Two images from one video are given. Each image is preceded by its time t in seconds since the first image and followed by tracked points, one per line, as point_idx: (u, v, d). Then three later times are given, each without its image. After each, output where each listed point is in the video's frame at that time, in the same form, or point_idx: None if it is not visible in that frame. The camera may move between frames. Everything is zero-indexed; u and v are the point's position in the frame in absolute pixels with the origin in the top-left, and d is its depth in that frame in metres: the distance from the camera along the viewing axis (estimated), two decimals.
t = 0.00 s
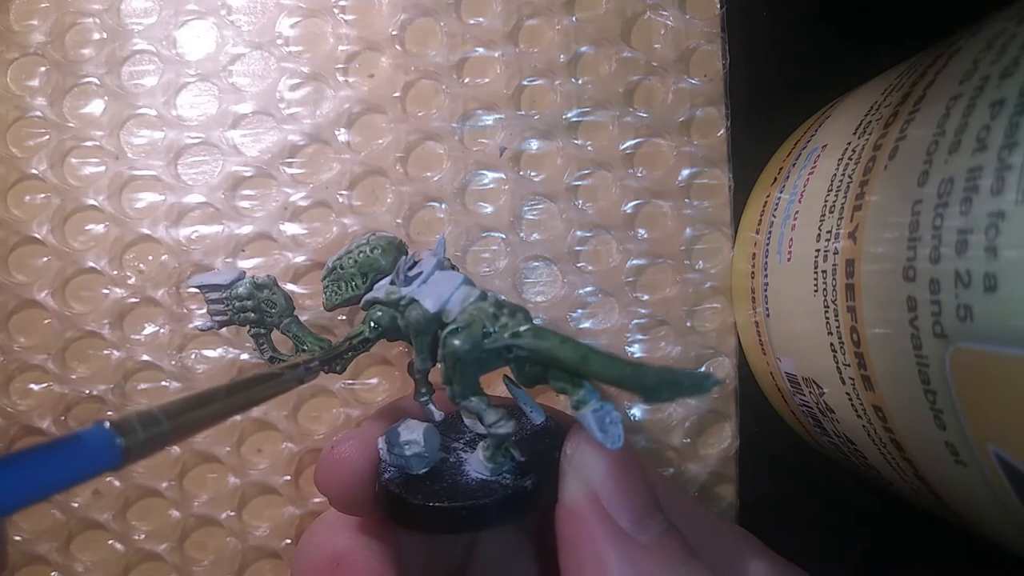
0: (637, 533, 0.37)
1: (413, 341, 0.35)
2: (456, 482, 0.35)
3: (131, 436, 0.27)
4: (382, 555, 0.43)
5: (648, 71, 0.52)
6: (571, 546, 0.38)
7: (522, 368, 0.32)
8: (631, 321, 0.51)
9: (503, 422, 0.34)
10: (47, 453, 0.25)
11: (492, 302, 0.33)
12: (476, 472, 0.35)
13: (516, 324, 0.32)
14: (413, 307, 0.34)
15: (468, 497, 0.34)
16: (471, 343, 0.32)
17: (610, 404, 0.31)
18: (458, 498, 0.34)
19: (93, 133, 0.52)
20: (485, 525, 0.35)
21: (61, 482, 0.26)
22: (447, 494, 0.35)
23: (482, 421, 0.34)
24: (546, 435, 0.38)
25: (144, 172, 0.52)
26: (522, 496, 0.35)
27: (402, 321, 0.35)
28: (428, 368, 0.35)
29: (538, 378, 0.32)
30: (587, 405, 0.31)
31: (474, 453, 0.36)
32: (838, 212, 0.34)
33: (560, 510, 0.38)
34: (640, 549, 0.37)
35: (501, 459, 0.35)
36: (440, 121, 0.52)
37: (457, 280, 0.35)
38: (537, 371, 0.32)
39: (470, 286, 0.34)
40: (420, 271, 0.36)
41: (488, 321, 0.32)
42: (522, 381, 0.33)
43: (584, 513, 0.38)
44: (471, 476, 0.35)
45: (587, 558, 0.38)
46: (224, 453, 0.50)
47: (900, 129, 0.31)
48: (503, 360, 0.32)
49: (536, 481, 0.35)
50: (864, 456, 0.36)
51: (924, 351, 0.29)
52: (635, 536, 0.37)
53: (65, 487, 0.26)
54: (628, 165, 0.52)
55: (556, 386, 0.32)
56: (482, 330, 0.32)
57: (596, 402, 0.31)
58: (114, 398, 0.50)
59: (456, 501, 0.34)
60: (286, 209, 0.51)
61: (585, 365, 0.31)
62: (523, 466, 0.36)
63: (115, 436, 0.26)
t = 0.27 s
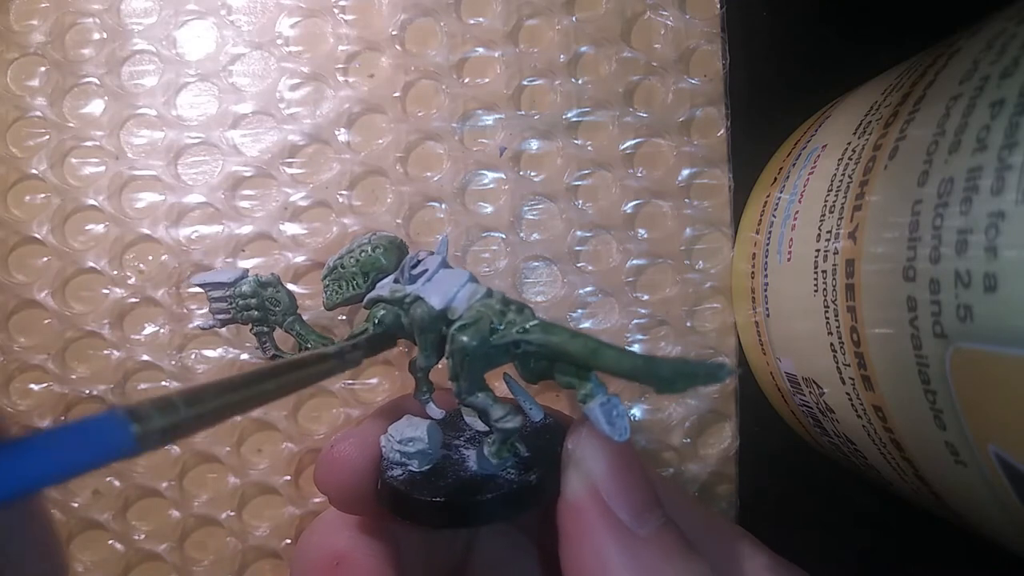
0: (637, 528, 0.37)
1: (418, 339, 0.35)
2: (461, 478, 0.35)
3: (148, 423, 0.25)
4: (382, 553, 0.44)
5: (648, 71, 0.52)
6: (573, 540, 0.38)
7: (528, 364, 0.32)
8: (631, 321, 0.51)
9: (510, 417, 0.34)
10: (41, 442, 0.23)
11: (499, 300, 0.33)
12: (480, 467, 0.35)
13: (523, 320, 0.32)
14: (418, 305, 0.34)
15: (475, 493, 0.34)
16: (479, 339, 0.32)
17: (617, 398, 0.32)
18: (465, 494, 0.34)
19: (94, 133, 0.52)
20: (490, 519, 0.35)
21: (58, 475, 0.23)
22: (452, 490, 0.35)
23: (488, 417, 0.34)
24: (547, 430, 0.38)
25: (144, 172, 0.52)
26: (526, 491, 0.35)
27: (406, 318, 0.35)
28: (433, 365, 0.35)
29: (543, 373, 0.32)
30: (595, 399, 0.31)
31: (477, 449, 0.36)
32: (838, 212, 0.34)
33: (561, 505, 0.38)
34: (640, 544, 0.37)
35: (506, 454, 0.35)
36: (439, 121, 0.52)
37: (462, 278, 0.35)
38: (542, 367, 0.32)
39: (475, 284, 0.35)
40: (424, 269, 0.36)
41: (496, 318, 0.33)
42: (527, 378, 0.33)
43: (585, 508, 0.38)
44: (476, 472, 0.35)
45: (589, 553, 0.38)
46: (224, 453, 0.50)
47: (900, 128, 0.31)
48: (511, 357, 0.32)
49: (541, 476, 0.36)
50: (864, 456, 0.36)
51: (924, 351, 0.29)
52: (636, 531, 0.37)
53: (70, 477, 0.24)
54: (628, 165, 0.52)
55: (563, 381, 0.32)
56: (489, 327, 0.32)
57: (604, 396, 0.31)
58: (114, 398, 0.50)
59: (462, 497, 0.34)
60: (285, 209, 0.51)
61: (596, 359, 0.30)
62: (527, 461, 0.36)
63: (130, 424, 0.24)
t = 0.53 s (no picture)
0: (637, 526, 0.37)
1: (421, 342, 0.35)
2: (465, 479, 0.35)
3: (192, 434, 0.29)
4: (381, 553, 0.44)
5: (648, 71, 0.52)
6: (575, 539, 0.38)
7: (533, 365, 0.32)
8: (631, 321, 0.51)
9: (515, 417, 0.34)
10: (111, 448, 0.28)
11: (503, 301, 0.34)
12: (484, 467, 0.35)
13: (529, 321, 0.32)
14: (422, 307, 0.34)
15: (480, 493, 0.34)
16: (486, 340, 0.32)
17: (622, 396, 0.32)
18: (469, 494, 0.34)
19: (94, 133, 0.52)
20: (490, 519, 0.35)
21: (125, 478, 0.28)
22: (456, 490, 0.35)
23: (494, 417, 0.34)
24: (547, 431, 0.38)
25: (144, 172, 0.52)
26: (530, 492, 0.35)
27: (409, 321, 0.35)
28: (436, 367, 0.35)
29: (547, 373, 0.33)
30: (601, 397, 0.31)
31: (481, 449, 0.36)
32: (838, 212, 0.34)
33: (563, 505, 0.38)
34: (641, 542, 0.37)
35: (510, 454, 0.35)
36: (440, 121, 0.52)
37: (466, 280, 0.35)
38: (546, 367, 0.32)
39: (479, 286, 0.35)
40: (427, 272, 0.36)
41: (502, 319, 0.33)
42: (530, 378, 0.33)
43: (587, 507, 0.38)
44: (480, 472, 0.35)
45: (591, 552, 0.38)
46: (224, 454, 0.50)
47: (899, 129, 0.31)
48: (518, 357, 0.32)
49: (546, 475, 0.36)
50: (863, 456, 0.36)
51: (924, 351, 0.29)
52: (636, 530, 0.37)
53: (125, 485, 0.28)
54: (628, 165, 0.52)
55: (568, 380, 0.32)
56: (495, 328, 0.32)
57: (609, 394, 0.31)
58: (114, 398, 0.50)
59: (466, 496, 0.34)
60: (285, 209, 0.51)
61: (605, 358, 0.31)
62: (530, 461, 0.36)
63: (177, 436, 0.29)
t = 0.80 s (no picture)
0: (634, 529, 0.37)
1: (419, 346, 0.35)
2: (463, 482, 0.35)
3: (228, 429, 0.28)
4: (380, 556, 0.44)
5: (648, 71, 0.52)
6: (572, 544, 0.38)
7: (531, 369, 0.32)
8: (631, 321, 0.51)
9: (514, 421, 0.34)
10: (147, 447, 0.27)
11: (500, 305, 0.34)
12: (483, 471, 0.35)
13: (528, 325, 0.32)
14: (419, 311, 0.34)
15: (478, 497, 0.34)
16: (483, 345, 0.32)
17: (620, 400, 0.32)
18: (466, 497, 0.34)
19: (94, 133, 0.52)
20: (489, 523, 0.35)
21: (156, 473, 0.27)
22: (454, 494, 0.35)
23: (492, 421, 0.34)
24: (544, 434, 0.39)
25: (144, 172, 0.52)
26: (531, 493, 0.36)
27: (406, 325, 0.35)
28: (434, 370, 0.36)
29: (544, 377, 0.32)
30: (599, 402, 0.31)
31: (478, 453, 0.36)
32: (838, 212, 0.34)
33: (560, 507, 0.38)
34: (637, 545, 0.36)
35: (508, 458, 0.35)
36: (440, 121, 0.52)
37: (463, 284, 0.35)
38: (545, 371, 0.32)
39: (476, 290, 0.35)
40: (424, 276, 0.36)
41: (499, 324, 0.33)
42: (529, 382, 0.33)
43: (584, 511, 0.38)
44: (479, 475, 0.35)
45: (586, 555, 0.38)
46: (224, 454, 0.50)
47: (899, 129, 0.31)
48: (516, 362, 0.32)
49: (542, 477, 0.36)
50: (863, 456, 0.36)
51: (924, 351, 0.29)
52: (633, 531, 0.37)
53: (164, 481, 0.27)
54: (628, 165, 0.52)
55: (566, 383, 0.32)
56: (493, 332, 0.32)
57: (607, 398, 0.31)
58: (114, 398, 0.50)
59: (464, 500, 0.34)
60: (286, 209, 0.51)
61: (603, 362, 0.30)
62: (528, 464, 0.36)
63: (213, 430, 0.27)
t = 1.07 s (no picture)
0: (638, 526, 0.37)
1: (427, 343, 0.35)
2: (469, 479, 0.35)
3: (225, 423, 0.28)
4: (383, 553, 0.44)
5: (648, 71, 0.52)
6: (577, 541, 0.38)
7: (538, 366, 0.32)
8: (631, 321, 0.51)
9: (521, 418, 0.34)
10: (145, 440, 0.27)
11: (509, 302, 0.34)
12: (489, 467, 0.35)
13: (537, 321, 0.32)
14: (427, 308, 0.34)
15: (485, 493, 0.34)
16: (492, 341, 0.32)
17: (627, 395, 0.32)
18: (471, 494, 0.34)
19: (94, 133, 0.52)
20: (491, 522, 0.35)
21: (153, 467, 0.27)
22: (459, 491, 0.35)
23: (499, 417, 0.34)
24: (546, 433, 0.39)
25: (144, 172, 0.52)
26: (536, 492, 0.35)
27: (413, 322, 0.35)
28: (440, 367, 0.36)
29: (552, 374, 0.33)
30: (607, 398, 0.31)
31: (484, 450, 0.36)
32: (838, 212, 0.34)
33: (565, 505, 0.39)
34: (640, 542, 0.36)
35: (515, 455, 0.35)
36: (439, 121, 0.52)
37: (472, 281, 0.35)
38: (552, 367, 0.33)
39: (485, 286, 0.35)
40: (432, 272, 0.36)
41: (508, 320, 0.33)
42: (535, 380, 0.33)
43: (589, 508, 0.38)
44: (484, 472, 0.35)
45: (591, 552, 0.38)
46: (224, 454, 0.50)
47: (899, 128, 0.31)
48: (524, 358, 0.33)
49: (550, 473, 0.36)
50: (863, 456, 0.36)
51: (924, 351, 0.29)
52: (635, 528, 0.37)
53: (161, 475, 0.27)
54: (628, 165, 0.52)
55: (573, 380, 0.32)
56: (502, 329, 0.33)
57: (616, 394, 0.31)
58: (114, 398, 0.50)
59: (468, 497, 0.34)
60: (286, 209, 0.51)
61: (613, 359, 0.31)
62: (534, 460, 0.36)
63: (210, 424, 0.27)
